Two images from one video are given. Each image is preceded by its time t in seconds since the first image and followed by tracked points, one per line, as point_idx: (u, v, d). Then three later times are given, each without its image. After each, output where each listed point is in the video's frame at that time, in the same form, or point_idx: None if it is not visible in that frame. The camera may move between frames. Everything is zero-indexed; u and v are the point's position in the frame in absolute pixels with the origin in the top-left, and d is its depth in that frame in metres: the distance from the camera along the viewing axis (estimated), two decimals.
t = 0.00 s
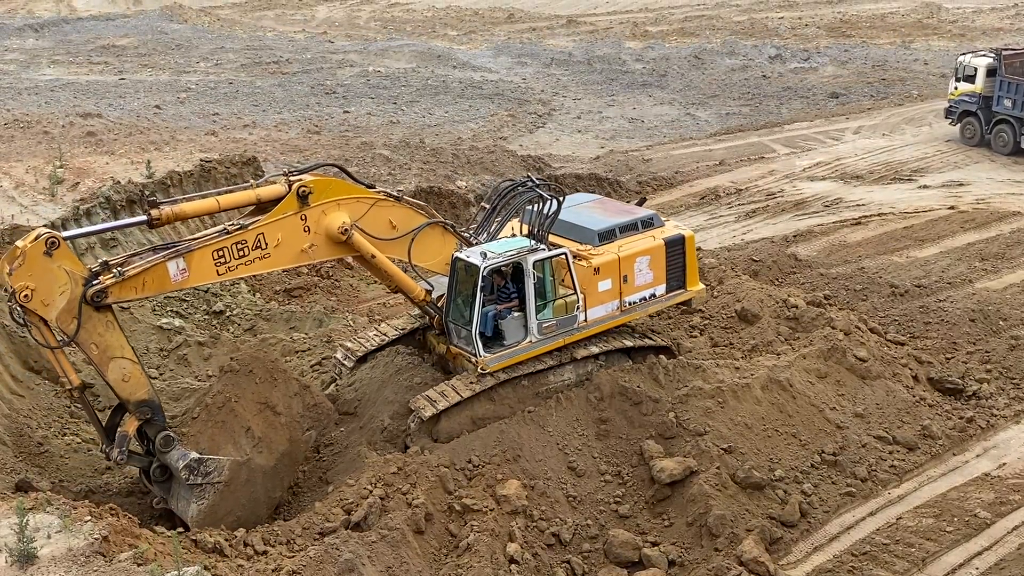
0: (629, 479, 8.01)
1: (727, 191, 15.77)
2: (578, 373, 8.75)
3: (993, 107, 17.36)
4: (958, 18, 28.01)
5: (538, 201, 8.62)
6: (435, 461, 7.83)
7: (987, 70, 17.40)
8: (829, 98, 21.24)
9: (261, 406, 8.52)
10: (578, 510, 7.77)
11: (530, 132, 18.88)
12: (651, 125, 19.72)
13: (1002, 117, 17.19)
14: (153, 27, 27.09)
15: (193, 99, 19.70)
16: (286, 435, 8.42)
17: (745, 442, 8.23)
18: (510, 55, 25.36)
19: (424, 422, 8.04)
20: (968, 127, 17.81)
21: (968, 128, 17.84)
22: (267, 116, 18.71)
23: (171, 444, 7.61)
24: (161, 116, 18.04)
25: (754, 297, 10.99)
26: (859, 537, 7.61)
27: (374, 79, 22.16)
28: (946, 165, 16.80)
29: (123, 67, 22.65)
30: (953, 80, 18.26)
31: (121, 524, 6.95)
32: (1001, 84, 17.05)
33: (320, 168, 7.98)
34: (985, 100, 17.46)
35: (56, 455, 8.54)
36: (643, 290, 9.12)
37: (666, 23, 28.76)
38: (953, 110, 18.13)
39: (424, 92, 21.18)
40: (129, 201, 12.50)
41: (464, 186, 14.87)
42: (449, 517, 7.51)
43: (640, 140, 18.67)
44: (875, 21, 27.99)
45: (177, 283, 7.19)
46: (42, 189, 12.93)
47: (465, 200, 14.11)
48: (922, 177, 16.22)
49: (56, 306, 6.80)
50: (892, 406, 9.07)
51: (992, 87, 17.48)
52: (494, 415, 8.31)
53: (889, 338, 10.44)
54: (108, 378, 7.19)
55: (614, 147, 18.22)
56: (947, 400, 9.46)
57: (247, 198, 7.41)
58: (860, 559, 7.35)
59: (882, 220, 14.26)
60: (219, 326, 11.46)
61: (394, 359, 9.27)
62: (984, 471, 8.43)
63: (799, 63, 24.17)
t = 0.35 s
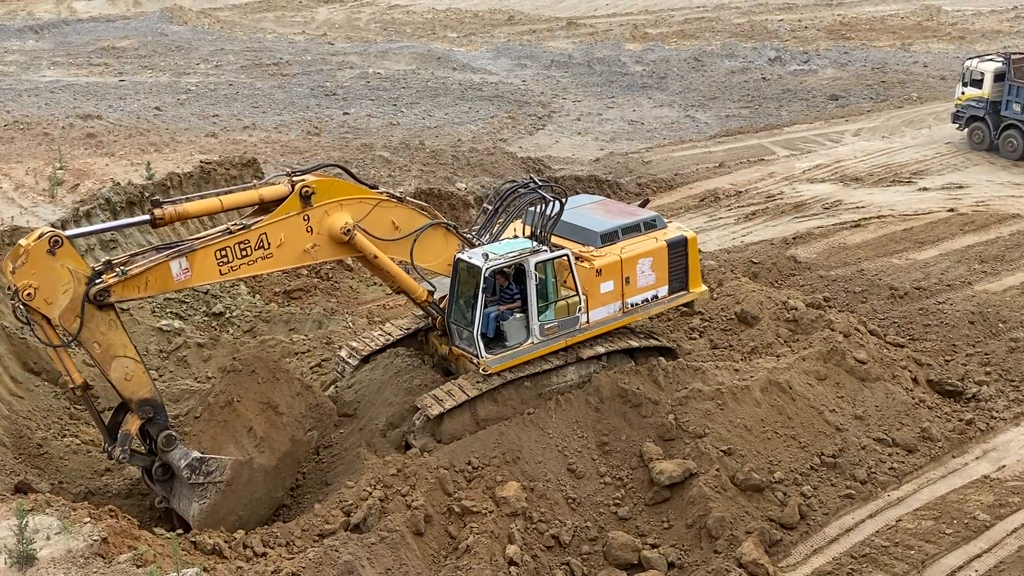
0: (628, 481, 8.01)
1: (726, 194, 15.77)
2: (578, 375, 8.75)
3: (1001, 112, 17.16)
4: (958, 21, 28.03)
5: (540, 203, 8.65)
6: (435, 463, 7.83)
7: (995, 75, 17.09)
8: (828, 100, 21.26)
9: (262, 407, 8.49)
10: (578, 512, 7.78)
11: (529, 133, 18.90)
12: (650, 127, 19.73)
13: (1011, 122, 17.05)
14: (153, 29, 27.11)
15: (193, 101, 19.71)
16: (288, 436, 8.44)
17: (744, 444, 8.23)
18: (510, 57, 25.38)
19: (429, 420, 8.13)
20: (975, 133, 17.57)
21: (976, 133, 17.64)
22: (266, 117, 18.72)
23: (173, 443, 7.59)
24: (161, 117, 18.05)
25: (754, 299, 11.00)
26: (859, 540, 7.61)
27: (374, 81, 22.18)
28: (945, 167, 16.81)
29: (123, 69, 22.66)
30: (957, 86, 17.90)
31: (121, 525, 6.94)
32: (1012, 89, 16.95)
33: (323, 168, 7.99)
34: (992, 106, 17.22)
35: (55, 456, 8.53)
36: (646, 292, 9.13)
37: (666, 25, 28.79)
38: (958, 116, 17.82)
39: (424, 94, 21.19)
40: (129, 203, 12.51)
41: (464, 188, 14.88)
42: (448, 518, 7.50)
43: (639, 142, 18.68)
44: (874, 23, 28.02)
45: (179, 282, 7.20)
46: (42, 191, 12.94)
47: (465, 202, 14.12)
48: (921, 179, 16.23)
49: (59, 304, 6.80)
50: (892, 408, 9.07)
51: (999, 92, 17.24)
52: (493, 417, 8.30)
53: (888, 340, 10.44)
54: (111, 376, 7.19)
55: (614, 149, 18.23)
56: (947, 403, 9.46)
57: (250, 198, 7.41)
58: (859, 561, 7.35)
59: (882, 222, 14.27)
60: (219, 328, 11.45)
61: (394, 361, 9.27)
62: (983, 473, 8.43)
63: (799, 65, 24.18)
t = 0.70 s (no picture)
0: (628, 484, 8.00)
1: (726, 196, 15.78)
2: (578, 378, 8.76)
3: (1013, 116, 16.97)
4: (957, 24, 28.06)
5: (544, 205, 8.70)
6: (434, 465, 7.83)
7: (1007, 79, 17.05)
8: (828, 103, 21.27)
9: (262, 402, 8.47)
10: (577, 515, 7.78)
11: (529, 136, 18.90)
12: (650, 129, 19.74)
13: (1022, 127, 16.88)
14: (154, 31, 27.13)
15: (193, 103, 19.71)
16: (287, 431, 8.38)
17: (744, 446, 8.23)
18: (510, 59, 25.39)
19: (433, 420, 8.14)
20: (986, 137, 17.45)
21: (987, 138, 17.43)
22: (266, 120, 18.72)
23: (172, 437, 7.54)
24: (161, 120, 18.05)
25: (754, 302, 11.00)
26: (859, 542, 7.61)
27: (374, 83, 22.19)
28: (945, 170, 16.81)
29: (123, 71, 22.67)
30: (971, 90, 17.89)
31: (121, 527, 6.94)
32: None
33: (326, 168, 8.01)
34: (1004, 110, 17.09)
35: (55, 458, 8.53)
36: (648, 294, 9.13)
37: (666, 28, 28.81)
38: (970, 119, 17.71)
39: (424, 96, 21.20)
40: (129, 205, 12.52)
41: (464, 190, 14.88)
42: (448, 521, 7.50)
43: (639, 145, 18.69)
44: (874, 26, 28.04)
45: (180, 277, 7.20)
46: (42, 193, 12.93)
47: (464, 205, 14.13)
48: (921, 182, 16.23)
49: (60, 297, 6.80)
50: (892, 411, 9.08)
51: (1011, 97, 17.13)
52: (493, 419, 8.29)
53: (888, 343, 10.45)
54: (111, 369, 7.19)
55: (614, 151, 18.24)
56: (947, 405, 9.46)
57: (253, 194, 7.42)
58: (859, 564, 7.34)
59: (882, 225, 14.27)
60: (219, 330, 11.45)
61: (394, 364, 9.27)
62: (983, 476, 8.43)
63: (799, 68, 24.19)
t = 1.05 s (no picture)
0: (628, 486, 7.99)
1: (726, 198, 15.78)
2: (579, 381, 8.75)
3: None
4: (957, 26, 28.08)
5: (545, 207, 8.70)
6: (434, 468, 7.83)
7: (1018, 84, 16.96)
8: (828, 105, 21.29)
9: (263, 390, 8.46)
10: (577, 517, 7.77)
11: (530, 138, 18.92)
12: (650, 131, 19.76)
13: None
14: (154, 33, 27.16)
15: (193, 105, 19.73)
16: (289, 419, 8.33)
17: (744, 448, 8.23)
18: (511, 61, 25.41)
19: (434, 421, 8.12)
20: (999, 142, 17.35)
21: (999, 143, 17.35)
22: (267, 121, 18.74)
23: (174, 427, 7.54)
24: (161, 122, 18.06)
25: (754, 304, 11.02)
26: (858, 545, 7.61)
27: (374, 85, 22.21)
28: (945, 173, 16.81)
29: (124, 73, 22.70)
30: (984, 93, 17.83)
31: (120, 529, 6.93)
32: None
33: (327, 167, 8.02)
34: (1016, 114, 16.98)
35: (55, 460, 8.53)
36: (648, 298, 9.13)
37: (666, 30, 28.83)
38: (983, 124, 17.64)
39: (424, 98, 21.21)
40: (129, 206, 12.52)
41: (464, 192, 14.88)
42: (448, 523, 7.49)
43: (639, 147, 18.70)
44: (875, 28, 28.06)
45: (178, 273, 7.21)
46: (43, 195, 12.94)
47: (465, 207, 14.14)
48: (921, 184, 16.24)
49: (58, 291, 6.81)
50: (892, 414, 9.07)
51: None
52: (493, 421, 8.29)
53: (888, 345, 10.45)
54: (111, 363, 7.19)
55: (614, 153, 18.25)
56: (947, 408, 9.46)
57: (252, 192, 7.42)
58: (859, 567, 7.33)
59: (882, 227, 14.28)
60: (219, 331, 11.45)
61: (394, 366, 9.27)
62: (983, 478, 8.42)
63: (799, 70, 24.20)
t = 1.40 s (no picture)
0: (628, 489, 7.99)
1: (727, 201, 15.78)
2: (580, 384, 8.75)
3: None
4: (957, 28, 28.10)
5: (548, 210, 8.70)
6: (435, 470, 7.83)
7: None
8: (829, 107, 21.30)
9: (269, 383, 8.55)
10: (578, 519, 7.77)
11: (530, 140, 18.93)
12: (651, 133, 19.77)
13: None
14: (154, 35, 27.16)
15: (194, 107, 19.73)
16: (294, 410, 8.44)
17: (745, 450, 8.23)
18: (511, 63, 25.42)
19: (437, 421, 8.15)
20: (1012, 146, 17.18)
21: (1013, 147, 17.20)
22: (267, 123, 18.75)
23: (181, 422, 7.63)
24: (162, 123, 18.07)
25: (754, 306, 11.02)
26: (859, 548, 7.60)
27: (375, 87, 22.22)
28: (946, 175, 16.82)
29: (125, 75, 22.70)
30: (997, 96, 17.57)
31: (120, 531, 6.93)
32: None
33: (327, 168, 8.02)
34: None
35: (55, 462, 8.53)
36: (650, 300, 9.12)
37: (666, 32, 28.84)
38: (995, 128, 17.39)
39: (425, 100, 21.22)
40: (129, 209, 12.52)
41: (465, 194, 14.88)
42: (448, 525, 7.49)
43: (640, 149, 18.71)
44: (876, 30, 28.08)
45: (177, 274, 7.23)
46: (43, 196, 12.93)
47: (465, 209, 14.15)
48: (922, 186, 16.24)
49: (58, 294, 6.84)
50: (893, 416, 9.07)
51: None
52: (493, 423, 8.29)
53: (889, 347, 10.45)
54: (115, 361, 7.26)
55: (614, 155, 18.25)
56: (948, 410, 9.45)
57: (252, 194, 7.43)
58: (860, 569, 7.33)
59: (883, 229, 14.28)
60: (219, 333, 11.46)
61: (394, 368, 9.27)
62: (983, 481, 8.42)
63: (800, 72, 24.20)
